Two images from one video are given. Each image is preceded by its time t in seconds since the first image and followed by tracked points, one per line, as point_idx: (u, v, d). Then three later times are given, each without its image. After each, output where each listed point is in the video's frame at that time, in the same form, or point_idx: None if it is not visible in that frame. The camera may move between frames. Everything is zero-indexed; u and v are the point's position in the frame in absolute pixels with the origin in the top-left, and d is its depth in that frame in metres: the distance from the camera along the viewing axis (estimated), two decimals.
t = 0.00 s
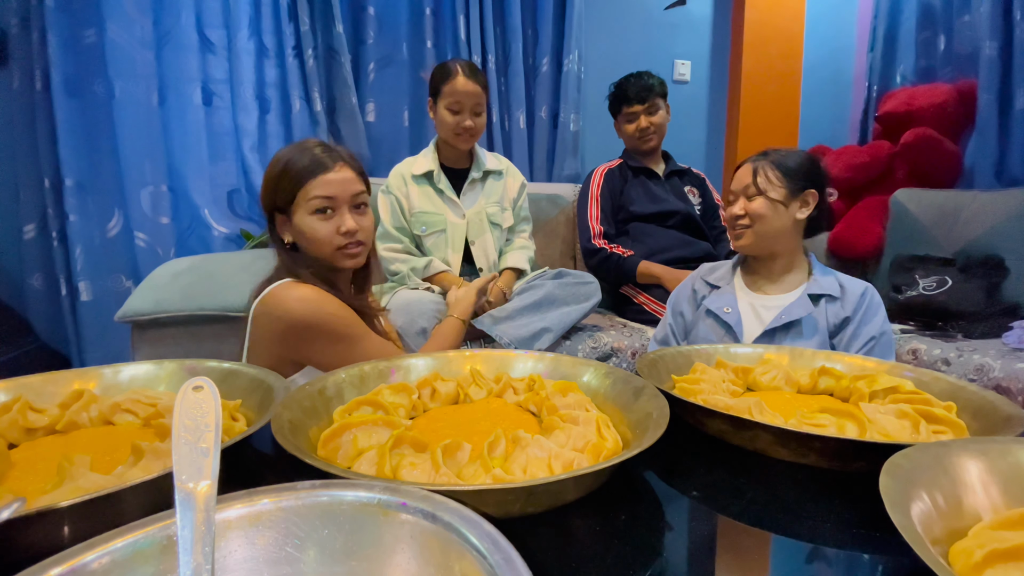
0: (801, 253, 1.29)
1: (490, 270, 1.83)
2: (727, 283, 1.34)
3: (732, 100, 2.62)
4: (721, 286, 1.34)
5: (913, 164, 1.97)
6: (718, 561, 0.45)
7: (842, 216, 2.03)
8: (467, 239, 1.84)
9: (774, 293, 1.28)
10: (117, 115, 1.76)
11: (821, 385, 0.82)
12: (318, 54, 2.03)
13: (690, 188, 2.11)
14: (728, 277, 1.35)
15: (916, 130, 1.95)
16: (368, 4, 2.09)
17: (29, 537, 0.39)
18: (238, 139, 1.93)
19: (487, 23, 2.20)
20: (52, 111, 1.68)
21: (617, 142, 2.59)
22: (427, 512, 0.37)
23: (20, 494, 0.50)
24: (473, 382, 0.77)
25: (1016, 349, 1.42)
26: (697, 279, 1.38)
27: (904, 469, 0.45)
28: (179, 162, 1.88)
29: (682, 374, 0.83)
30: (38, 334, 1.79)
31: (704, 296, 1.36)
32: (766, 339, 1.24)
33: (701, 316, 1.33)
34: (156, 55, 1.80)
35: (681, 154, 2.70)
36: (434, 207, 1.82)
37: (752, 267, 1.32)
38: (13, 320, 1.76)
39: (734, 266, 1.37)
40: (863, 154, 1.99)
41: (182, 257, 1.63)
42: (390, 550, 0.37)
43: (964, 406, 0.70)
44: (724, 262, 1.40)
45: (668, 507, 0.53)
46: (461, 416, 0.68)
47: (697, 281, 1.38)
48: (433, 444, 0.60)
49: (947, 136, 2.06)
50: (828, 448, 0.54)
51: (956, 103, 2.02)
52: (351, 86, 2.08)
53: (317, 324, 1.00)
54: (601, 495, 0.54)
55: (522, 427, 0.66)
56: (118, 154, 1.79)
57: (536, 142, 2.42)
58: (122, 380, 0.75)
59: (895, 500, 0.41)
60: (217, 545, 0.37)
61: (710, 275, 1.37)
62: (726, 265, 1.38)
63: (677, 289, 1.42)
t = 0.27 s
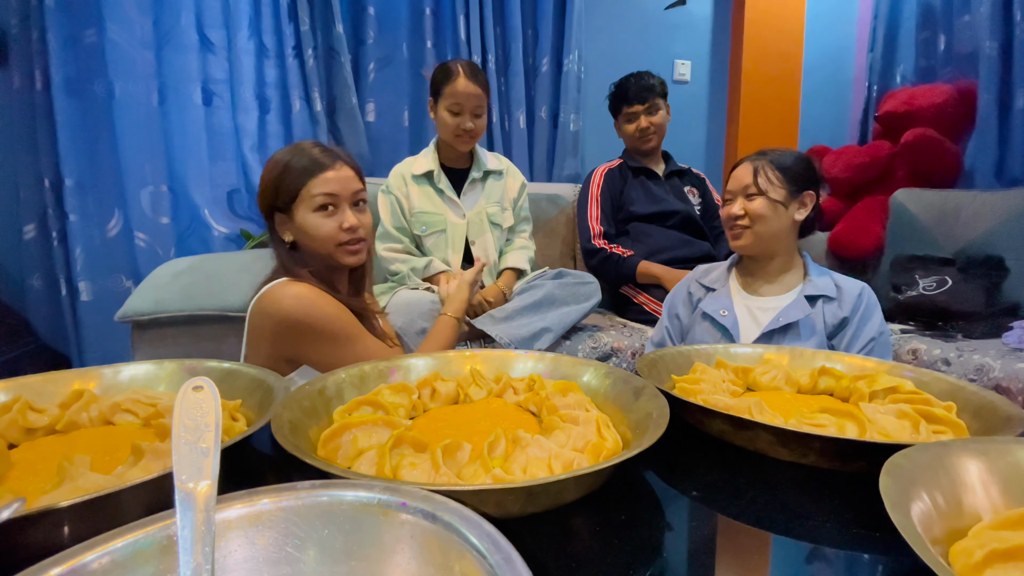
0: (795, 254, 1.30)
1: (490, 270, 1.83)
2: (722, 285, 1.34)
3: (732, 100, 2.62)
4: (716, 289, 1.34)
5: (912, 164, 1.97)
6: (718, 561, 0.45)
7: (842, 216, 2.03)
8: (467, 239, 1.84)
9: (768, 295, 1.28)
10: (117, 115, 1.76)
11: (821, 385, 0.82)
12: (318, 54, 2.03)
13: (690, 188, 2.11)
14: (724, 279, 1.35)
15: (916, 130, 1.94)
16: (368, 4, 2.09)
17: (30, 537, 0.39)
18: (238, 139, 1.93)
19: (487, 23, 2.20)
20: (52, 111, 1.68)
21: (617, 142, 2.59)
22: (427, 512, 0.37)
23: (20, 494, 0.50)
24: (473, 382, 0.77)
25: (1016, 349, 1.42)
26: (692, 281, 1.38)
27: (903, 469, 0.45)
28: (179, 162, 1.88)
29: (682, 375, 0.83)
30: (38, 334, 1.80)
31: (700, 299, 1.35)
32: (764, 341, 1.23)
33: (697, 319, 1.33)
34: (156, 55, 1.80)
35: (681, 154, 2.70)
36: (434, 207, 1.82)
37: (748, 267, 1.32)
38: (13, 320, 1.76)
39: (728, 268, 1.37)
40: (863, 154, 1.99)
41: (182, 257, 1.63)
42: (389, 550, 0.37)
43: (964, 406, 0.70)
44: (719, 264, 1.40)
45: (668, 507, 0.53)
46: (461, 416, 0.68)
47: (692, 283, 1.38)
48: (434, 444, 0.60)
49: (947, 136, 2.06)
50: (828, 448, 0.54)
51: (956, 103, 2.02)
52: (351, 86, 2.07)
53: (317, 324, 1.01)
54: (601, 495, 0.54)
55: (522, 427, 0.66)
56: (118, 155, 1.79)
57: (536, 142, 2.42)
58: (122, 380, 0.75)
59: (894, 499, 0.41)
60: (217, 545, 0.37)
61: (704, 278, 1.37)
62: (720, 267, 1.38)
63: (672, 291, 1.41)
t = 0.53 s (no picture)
0: (795, 255, 1.30)
1: (490, 271, 1.83)
2: (721, 286, 1.34)
3: (732, 100, 2.62)
4: (715, 290, 1.34)
5: (912, 164, 1.97)
6: (718, 561, 0.45)
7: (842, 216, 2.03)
8: (467, 240, 1.84)
9: (767, 296, 1.28)
10: (117, 115, 1.76)
11: (821, 385, 0.82)
12: (318, 54, 2.03)
13: (690, 188, 2.11)
14: (723, 280, 1.35)
15: (916, 130, 1.94)
16: (368, 4, 2.09)
17: (30, 537, 0.39)
18: (238, 139, 1.93)
19: (487, 23, 2.20)
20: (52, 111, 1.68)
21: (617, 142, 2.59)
22: (427, 512, 0.37)
23: (20, 495, 0.50)
24: (473, 382, 0.77)
25: (1015, 349, 1.42)
26: (691, 282, 1.38)
27: (903, 469, 0.45)
28: (179, 162, 1.88)
29: (682, 375, 0.83)
30: (38, 334, 1.80)
31: (699, 300, 1.36)
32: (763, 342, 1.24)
33: (696, 321, 1.33)
34: (156, 55, 1.80)
35: (681, 154, 2.70)
36: (435, 208, 1.82)
37: (748, 269, 1.32)
38: (13, 320, 1.76)
39: (728, 269, 1.37)
40: (862, 154, 1.99)
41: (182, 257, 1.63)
42: (389, 550, 0.37)
43: (964, 406, 0.70)
44: (718, 265, 1.39)
45: (668, 507, 0.53)
46: (461, 416, 0.68)
47: (691, 284, 1.38)
48: (434, 444, 0.60)
49: (947, 135, 2.06)
50: (828, 448, 0.54)
51: (956, 103, 2.02)
52: (351, 86, 2.07)
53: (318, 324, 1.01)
54: (601, 495, 0.54)
55: (522, 427, 0.66)
56: (118, 155, 1.79)
57: (536, 142, 2.42)
58: (122, 380, 0.75)
59: (894, 499, 0.41)
60: (217, 545, 0.37)
61: (704, 279, 1.37)
62: (719, 268, 1.38)
63: (671, 293, 1.41)
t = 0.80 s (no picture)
0: (797, 255, 1.30)
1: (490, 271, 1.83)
2: (723, 287, 1.34)
3: (732, 100, 2.62)
4: (717, 290, 1.34)
5: (912, 164, 1.97)
6: (718, 561, 0.45)
7: (842, 216, 2.03)
8: (467, 240, 1.84)
9: (769, 296, 1.28)
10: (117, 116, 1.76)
11: (821, 385, 0.82)
12: (318, 54, 2.03)
13: (690, 188, 2.11)
14: (725, 280, 1.35)
15: (916, 130, 1.94)
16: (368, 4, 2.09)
17: (30, 538, 0.39)
18: (238, 139, 1.93)
19: (487, 22, 2.20)
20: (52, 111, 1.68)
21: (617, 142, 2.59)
22: (427, 512, 0.37)
23: (20, 495, 0.50)
24: (473, 382, 0.77)
25: (1016, 349, 1.42)
26: (693, 282, 1.38)
27: (903, 469, 0.45)
28: (179, 162, 1.88)
29: (682, 375, 0.83)
30: (38, 334, 1.80)
31: (701, 301, 1.36)
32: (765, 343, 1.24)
33: (699, 321, 1.33)
34: (156, 55, 1.80)
35: (681, 154, 2.70)
36: (435, 208, 1.82)
37: (750, 269, 1.32)
38: (13, 320, 1.76)
39: (730, 269, 1.37)
40: (863, 154, 1.99)
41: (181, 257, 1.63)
42: (389, 550, 0.37)
43: (964, 406, 0.70)
44: (720, 265, 1.39)
45: (668, 507, 0.53)
46: (461, 416, 0.68)
47: (693, 284, 1.38)
48: (434, 444, 0.60)
49: (947, 136, 2.06)
50: (828, 448, 0.54)
51: (956, 103, 2.02)
52: (351, 86, 2.07)
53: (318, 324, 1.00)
54: (601, 495, 0.54)
55: (522, 427, 0.66)
56: (118, 154, 1.79)
57: (535, 142, 2.42)
58: (122, 380, 0.75)
59: (894, 499, 0.41)
60: (217, 545, 0.37)
61: (706, 279, 1.37)
62: (721, 268, 1.38)
63: (673, 293, 1.41)
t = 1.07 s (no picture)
0: (799, 255, 1.30)
1: (490, 271, 1.83)
2: (725, 286, 1.34)
3: (732, 100, 2.62)
4: (719, 290, 1.34)
5: (912, 164, 1.97)
6: (718, 561, 0.45)
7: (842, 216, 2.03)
8: (467, 240, 1.84)
9: (770, 296, 1.28)
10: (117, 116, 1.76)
11: (821, 385, 0.82)
12: (318, 54, 2.03)
13: (690, 188, 2.11)
14: (727, 280, 1.35)
15: (916, 130, 1.94)
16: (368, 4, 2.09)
17: (30, 538, 0.39)
18: (238, 139, 1.93)
19: (487, 22, 2.20)
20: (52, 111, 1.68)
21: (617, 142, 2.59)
22: (427, 512, 0.37)
23: (19, 495, 0.50)
24: (473, 382, 0.77)
25: (1016, 349, 1.42)
26: (695, 282, 1.38)
27: (904, 469, 0.45)
28: (179, 162, 1.88)
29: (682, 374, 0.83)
30: (38, 334, 1.80)
31: (702, 300, 1.36)
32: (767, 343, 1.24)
33: (699, 321, 1.33)
34: (156, 55, 1.80)
35: (681, 154, 2.70)
36: (435, 208, 1.82)
37: (752, 269, 1.32)
38: (13, 320, 1.76)
39: (733, 268, 1.37)
40: (863, 154, 1.99)
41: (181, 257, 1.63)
42: (389, 550, 0.37)
43: (964, 406, 0.70)
44: (722, 264, 1.39)
45: (668, 507, 0.53)
46: (461, 416, 0.68)
47: (695, 284, 1.38)
48: (434, 444, 0.60)
49: (947, 136, 2.06)
50: (829, 448, 0.54)
51: (956, 103, 2.02)
52: (351, 86, 2.07)
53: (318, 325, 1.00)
54: (601, 496, 0.54)
55: (522, 427, 0.66)
56: (118, 154, 1.79)
57: (535, 142, 2.42)
58: (122, 380, 0.75)
59: (894, 499, 0.41)
60: (217, 545, 0.37)
61: (708, 279, 1.37)
62: (723, 268, 1.38)
63: (675, 292, 1.41)
